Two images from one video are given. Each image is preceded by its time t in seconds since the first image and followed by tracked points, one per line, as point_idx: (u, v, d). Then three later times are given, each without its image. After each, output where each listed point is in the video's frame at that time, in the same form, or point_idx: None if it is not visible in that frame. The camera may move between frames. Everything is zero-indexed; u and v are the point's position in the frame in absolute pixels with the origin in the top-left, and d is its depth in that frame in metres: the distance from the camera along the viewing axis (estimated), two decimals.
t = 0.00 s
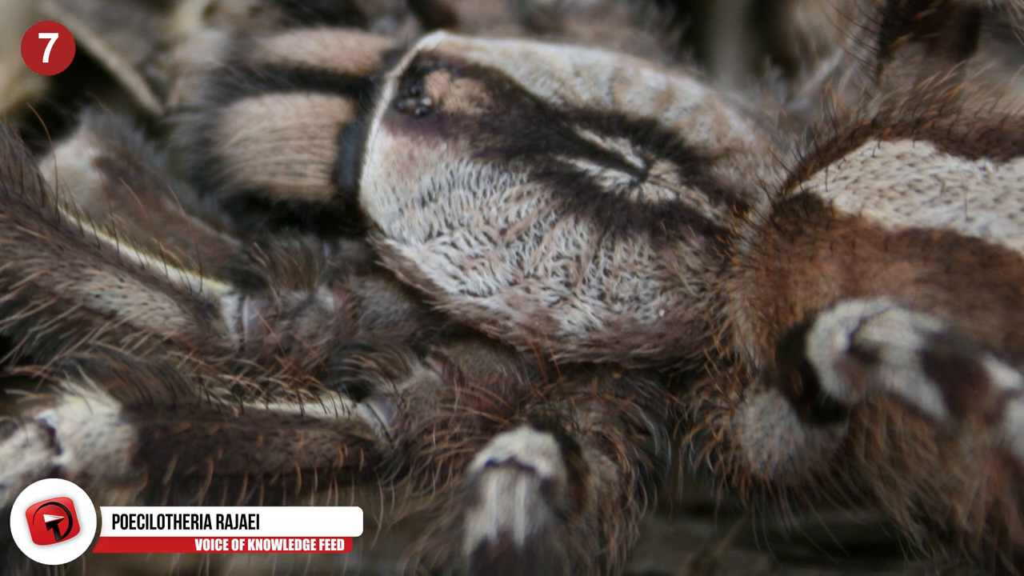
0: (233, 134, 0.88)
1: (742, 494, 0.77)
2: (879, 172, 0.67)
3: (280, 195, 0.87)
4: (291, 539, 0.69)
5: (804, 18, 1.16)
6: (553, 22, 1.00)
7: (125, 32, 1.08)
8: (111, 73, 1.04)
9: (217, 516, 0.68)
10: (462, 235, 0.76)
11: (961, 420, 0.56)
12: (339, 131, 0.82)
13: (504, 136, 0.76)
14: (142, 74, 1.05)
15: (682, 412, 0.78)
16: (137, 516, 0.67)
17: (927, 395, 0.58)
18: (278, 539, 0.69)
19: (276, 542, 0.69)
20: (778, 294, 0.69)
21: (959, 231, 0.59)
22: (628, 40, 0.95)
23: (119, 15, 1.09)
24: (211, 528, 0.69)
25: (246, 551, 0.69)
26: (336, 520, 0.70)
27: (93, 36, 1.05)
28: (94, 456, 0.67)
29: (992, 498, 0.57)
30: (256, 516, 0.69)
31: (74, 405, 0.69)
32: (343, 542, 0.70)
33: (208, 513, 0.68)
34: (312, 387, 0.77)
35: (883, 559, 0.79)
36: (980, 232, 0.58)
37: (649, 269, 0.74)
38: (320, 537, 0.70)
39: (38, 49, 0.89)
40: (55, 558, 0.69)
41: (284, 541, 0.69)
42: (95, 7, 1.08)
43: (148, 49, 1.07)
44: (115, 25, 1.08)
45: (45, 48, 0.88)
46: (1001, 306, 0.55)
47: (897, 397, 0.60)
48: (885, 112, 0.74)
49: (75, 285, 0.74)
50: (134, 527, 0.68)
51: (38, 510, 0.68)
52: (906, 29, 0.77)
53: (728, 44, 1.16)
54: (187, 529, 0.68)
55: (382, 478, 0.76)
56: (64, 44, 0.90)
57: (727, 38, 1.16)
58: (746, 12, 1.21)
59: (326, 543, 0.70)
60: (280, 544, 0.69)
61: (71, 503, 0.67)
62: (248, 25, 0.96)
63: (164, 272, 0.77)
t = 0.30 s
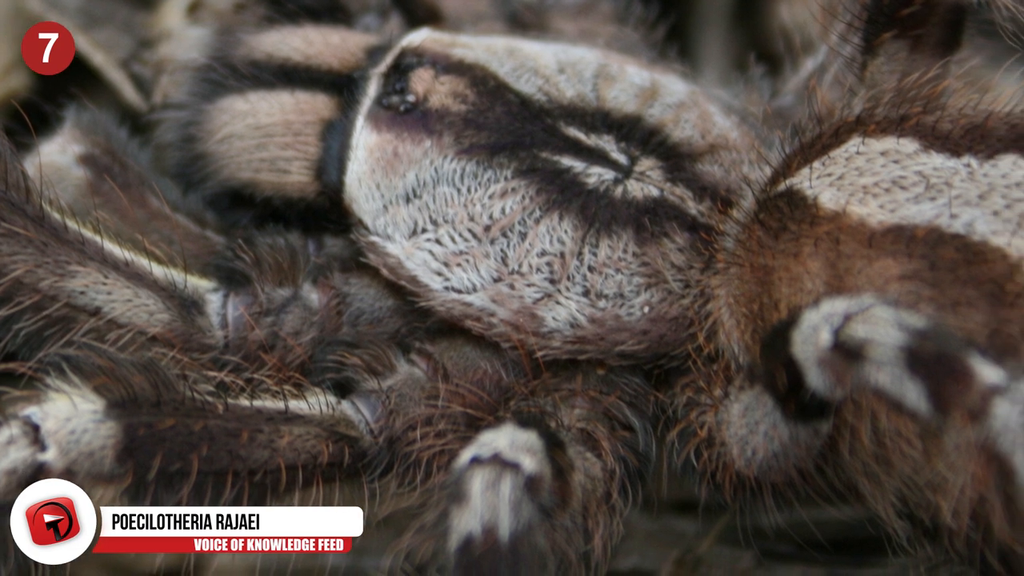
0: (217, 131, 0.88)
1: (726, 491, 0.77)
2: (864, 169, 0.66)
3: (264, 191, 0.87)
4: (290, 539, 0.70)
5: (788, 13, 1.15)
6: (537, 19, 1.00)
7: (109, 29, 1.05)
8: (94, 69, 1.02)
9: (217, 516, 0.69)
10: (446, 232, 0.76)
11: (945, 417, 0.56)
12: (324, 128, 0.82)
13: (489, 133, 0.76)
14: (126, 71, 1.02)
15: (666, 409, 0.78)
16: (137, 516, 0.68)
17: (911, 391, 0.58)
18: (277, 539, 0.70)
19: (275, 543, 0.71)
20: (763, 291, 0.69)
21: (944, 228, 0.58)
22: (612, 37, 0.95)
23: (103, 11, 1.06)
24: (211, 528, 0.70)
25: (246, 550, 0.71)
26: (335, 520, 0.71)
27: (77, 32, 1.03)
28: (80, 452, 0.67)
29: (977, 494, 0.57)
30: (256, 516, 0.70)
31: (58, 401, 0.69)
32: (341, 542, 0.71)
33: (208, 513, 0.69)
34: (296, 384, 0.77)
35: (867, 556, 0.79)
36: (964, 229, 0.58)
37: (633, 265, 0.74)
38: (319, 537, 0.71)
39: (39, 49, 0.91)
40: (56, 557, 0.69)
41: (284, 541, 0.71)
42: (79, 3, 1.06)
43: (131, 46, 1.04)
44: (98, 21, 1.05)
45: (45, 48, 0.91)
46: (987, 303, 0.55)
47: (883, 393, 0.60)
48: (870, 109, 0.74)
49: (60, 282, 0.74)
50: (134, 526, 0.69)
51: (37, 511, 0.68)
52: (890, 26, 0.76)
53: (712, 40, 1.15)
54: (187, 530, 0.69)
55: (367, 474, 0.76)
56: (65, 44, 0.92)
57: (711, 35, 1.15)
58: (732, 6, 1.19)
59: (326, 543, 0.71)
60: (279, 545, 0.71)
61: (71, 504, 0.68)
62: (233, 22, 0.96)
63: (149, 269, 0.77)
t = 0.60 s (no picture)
0: (202, 127, 0.88)
1: (711, 488, 0.77)
2: (847, 166, 0.66)
3: (249, 188, 0.87)
4: (290, 539, 0.70)
5: (772, 10, 1.14)
6: (522, 16, 1.00)
7: (94, 25, 1.07)
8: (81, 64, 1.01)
9: (217, 516, 0.70)
10: (430, 229, 0.76)
11: (930, 413, 0.55)
12: (308, 124, 0.82)
13: (473, 130, 0.76)
14: (110, 68, 1.03)
15: (650, 406, 0.78)
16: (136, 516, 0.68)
17: (896, 388, 0.57)
18: (277, 539, 0.70)
19: (274, 543, 0.71)
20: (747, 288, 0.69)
21: (928, 224, 0.58)
22: (596, 34, 0.96)
23: (88, 9, 1.08)
24: (211, 528, 0.70)
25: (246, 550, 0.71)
26: (334, 520, 0.71)
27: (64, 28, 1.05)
28: (64, 449, 0.66)
29: (961, 491, 0.57)
30: (256, 516, 0.70)
31: (42, 398, 0.68)
32: (341, 542, 0.72)
33: (208, 513, 0.70)
34: (280, 381, 0.77)
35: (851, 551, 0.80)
36: (947, 226, 0.57)
37: (618, 262, 0.74)
38: (318, 537, 0.71)
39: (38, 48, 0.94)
40: (59, 555, 0.70)
41: (283, 541, 0.70)
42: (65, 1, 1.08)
43: (115, 43, 1.05)
44: (84, 18, 1.07)
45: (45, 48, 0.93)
46: (970, 300, 0.54)
47: (866, 390, 0.59)
48: (855, 105, 0.73)
49: (44, 279, 0.74)
50: (134, 526, 0.69)
51: (39, 510, 0.69)
52: (874, 22, 0.77)
53: (696, 37, 1.13)
54: (187, 530, 0.69)
55: (351, 471, 0.76)
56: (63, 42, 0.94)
57: (696, 32, 1.14)
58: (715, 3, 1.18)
59: (325, 543, 0.71)
60: (279, 545, 0.70)
61: (70, 504, 0.68)
62: (217, 18, 0.96)
63: (133, 265, 0.77)
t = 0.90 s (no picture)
0: (187, 124, 0.89)
1: (696, 485, 0.76)
2: (832, 163, 0.66)
3: (234, 185, 0.87)
4: (290, 539, 0.69)
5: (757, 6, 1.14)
6: (506, 13, 1.01)
7: (79, 23, 1.06)
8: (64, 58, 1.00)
9: (217, 516, 0.69)
10: (415, 225, 0.76)
11: (915, 410, 0.55)
12: (293, 121, 0.83)
13: (457, 126, 0.76)
14: (96, 65, 1.03)
15: (635, 403, 0.78)
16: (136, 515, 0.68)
17: (880, 384, 0.56)
18: (277, 539, 0.69)
19: (274, 542, 0.70)
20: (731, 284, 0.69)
21: (912, 221, 0.58)
22: (581, 31, 0.96)
23: (72, 6, 1.07)
24: (211, 528, 0.69)
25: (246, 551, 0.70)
26: (335, 520, 0.70)
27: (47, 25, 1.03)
28: (49, 446, 0.66)
29: (946, 487, 0.57)
30: (256, 516, 0.69)
31: (27, 396, 0.68)
32: (340, 542, 0.71)
33: (208, 513, 0.69)
34: (264, 377, 0.77)
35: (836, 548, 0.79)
36: (933, 222, 0.57)
37: (603, 259, 0.74)
38: (318, 537, 0.70)
39: (39, 49, 0.91)
40: (58, 556, 0.69)
41: (283, 541, 0.69)
42: None
43: (101, 40, 1.05)
44: (69, 15, 1.06)
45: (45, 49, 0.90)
46: (956, 296, 0.54)
47: (851, 387, 0.58)
48: (839, 102, 0.73)
49: (28, 275, 0.74)
50: (135, 527, 0.69)
51: (40, 510, 0.68)
52: (858, 19, 0.77)
53: (682, 35, 1.11)
54: (187, 530, 0.69)
55: (336, 468, 0.76)
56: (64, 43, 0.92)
57: (681, 30, 1.12)
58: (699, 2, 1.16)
59: (325, 543, 0.70)
60: (279, 545, 0.69)
61: (70, 504, 0.68)
62: (201, 15, 0.96)
63: (118, 262, 0.77)
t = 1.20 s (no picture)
0: (171, 121, 0.90)
1: (680, 482, 0.76)
2: (816, 159, 0.65)
3: (218, 181, 0.88)
4: (288, 539, 0.70)
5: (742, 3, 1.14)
6: (491, 9, 1.01)
7: (63, 18, 1.05)
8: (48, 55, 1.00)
9: (217, 516, 0.69)
10: (399, 222, 0.76)
11: (899, 408, 0.55)
12: (277, 118, 0.83)
13: (442, 124, 0.76)
14: (79, 62, 1.01)
15: (619, 400, 0.77)
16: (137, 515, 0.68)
17: (864, 382, 0.56)
18: (276, 539, 0.69)
19: (273, 542, 0.70)
20: (716, 281, 0.68)
21: (897, 218, 0.58)
22: (565, 27, 0.96)
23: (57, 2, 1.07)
24: (211, 528, 0.69)
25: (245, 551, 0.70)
26: (335, 520, 0.70)
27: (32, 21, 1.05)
28: (32, 443, 0.66)
29: (931, 484, 0.57)
30: (256, 516, 0.69)
31: (11, 392, 0.68)
32: (340, 541, 0.71)
33: (208, 513, 0.69)
34: (248, 374, 0.77)
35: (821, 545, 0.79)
36: (918, 219, 0.57)
37: (586, 256, 0.74)
38: (318, 537, 0.70)
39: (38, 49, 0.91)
40: (58, 555, 0.69)
41: (282, 541, 0.70)
42: None
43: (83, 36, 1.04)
44: (53, 11, 1.06)
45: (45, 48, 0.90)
46: (939, 293, 0.54)
47: (836, 383, 0.58)
48: (823, 99, 0.73)
49: (13, 272, 0.75)
50: (134, 526, 0.69)
51: (39, 510, 0.68)
52: (843, 16, 0.77)
53: (666, 31, 1.11)
54: (187, 530, 0.69)
55: (320, 465, 0.76)
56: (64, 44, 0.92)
57: (665, 26, 1.12)
58: None
59: (324, 543, 0.70)
60: (278, 545, 0.70)
61: (70, 504, 0.68)
62: (187, 12, 0.96)
63: (103, 259, 0.76)
